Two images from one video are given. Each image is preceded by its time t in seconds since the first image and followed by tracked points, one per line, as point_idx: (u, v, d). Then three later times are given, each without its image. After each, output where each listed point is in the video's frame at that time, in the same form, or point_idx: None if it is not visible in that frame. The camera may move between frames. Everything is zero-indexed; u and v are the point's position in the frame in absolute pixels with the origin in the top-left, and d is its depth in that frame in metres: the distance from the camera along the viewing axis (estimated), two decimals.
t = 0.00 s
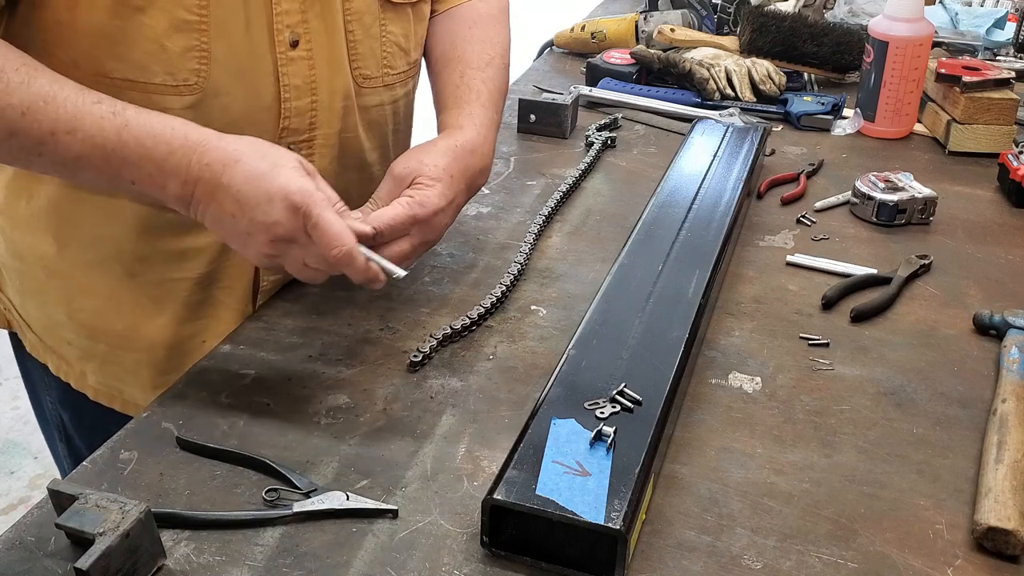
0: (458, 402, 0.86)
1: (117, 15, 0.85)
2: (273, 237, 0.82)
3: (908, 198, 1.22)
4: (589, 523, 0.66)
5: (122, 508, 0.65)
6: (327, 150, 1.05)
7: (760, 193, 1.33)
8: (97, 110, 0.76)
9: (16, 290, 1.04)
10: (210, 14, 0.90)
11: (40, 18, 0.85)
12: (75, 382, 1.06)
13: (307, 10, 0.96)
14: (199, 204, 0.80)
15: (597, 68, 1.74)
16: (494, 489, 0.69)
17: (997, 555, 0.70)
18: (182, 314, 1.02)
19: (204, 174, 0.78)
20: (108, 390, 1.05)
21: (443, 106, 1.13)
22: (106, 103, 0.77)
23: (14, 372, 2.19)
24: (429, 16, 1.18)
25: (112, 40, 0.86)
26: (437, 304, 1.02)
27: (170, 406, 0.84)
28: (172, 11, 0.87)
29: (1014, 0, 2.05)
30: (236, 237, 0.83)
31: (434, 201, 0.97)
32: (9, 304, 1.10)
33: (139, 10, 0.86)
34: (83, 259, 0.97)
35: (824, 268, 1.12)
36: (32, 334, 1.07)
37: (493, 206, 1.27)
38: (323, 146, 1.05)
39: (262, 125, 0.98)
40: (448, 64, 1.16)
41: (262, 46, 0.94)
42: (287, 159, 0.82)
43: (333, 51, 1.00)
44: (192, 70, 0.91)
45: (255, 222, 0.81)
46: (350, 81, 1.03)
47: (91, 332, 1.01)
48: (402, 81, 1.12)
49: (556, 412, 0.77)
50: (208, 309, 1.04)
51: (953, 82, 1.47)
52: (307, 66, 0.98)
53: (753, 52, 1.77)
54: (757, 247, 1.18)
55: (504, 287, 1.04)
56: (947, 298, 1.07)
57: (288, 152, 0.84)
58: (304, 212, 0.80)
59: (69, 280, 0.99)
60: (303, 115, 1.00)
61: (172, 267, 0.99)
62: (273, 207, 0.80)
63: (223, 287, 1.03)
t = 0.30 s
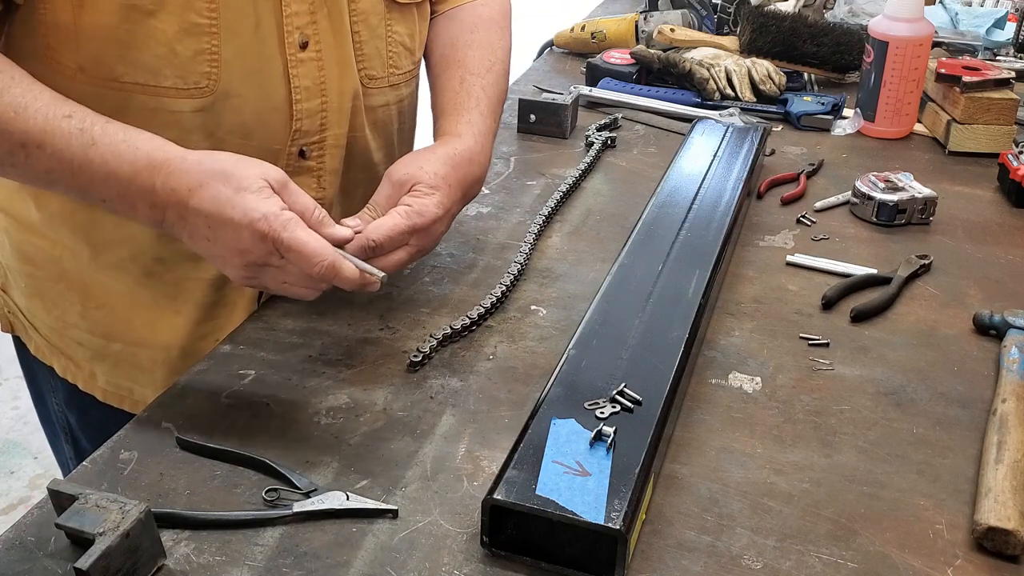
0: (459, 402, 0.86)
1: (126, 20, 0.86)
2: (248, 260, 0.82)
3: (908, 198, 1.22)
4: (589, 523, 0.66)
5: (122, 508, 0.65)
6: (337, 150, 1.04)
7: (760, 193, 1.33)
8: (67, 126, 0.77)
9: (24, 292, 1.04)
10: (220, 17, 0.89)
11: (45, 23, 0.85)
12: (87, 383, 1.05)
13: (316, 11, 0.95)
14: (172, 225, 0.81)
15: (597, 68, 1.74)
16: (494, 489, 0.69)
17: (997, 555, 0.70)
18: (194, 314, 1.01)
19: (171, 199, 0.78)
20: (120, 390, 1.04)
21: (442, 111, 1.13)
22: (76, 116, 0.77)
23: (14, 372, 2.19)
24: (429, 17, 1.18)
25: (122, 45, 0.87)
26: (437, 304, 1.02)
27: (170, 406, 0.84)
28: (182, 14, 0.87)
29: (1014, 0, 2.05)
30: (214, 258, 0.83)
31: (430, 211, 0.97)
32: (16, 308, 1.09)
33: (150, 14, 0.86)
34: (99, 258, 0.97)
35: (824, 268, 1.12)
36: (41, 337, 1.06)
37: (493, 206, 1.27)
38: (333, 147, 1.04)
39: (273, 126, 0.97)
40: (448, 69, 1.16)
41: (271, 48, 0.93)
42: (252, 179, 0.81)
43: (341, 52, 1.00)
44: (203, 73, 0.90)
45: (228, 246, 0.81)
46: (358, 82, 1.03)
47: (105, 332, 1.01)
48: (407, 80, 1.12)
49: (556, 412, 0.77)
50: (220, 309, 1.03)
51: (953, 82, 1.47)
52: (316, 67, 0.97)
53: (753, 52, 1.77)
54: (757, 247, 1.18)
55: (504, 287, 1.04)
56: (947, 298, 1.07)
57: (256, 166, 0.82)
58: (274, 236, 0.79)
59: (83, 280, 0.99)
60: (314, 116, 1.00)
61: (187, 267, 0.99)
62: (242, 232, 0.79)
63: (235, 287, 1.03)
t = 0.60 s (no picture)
0: (458, 402, 0.86)
1: (128, 22, 0.85)
2: (275, 256, 0.81)
3: (908, 198, 1.22)
4: (589, 523, 0.66)
5: (122, 508, 0.65)
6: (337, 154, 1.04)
7: (760, 193, 1.33)
8: (91, 125, 0.76)
9: (24, 292, 1.04)
10: (221, 20, 0.89)
11: (46, 24, 0.85)
12: (85, 383, 1.06)
13: (317, 15, 0.96)
14: (194, 225, 0.80)
15: (597, 68, 1.74)
16: (494, 489, 0.69)
17: (997, 555, 0.70)
18: (193, 315, 1.01)
19: (199, 196, 0.78)
20: (119, 391, 1.04)
21: (434, 115, 1.13)
22: (99, 117, 0.77)
23: (15, 372, 2.19)
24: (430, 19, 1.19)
25: (123, 46, 0.86)
26: (436, 304, 1.02)
27: (170, 406, 0.84)
28: (184, 17, 0.87)
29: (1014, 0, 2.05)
30: (238, 259, 0.83)
31: (425, 215, 0.97)
32: (16, 306, 1.09)
33: (151, 16, 0.86)
34: (98, 259, 0.97)
35: (824, 268, 1.12)
36: (40, 336, 1.06)
37: (493, 206, 1.27)
38: (333, 150, 1.04)
39: (273, 130, 0.97)
40: (442, 72, 1.16)
41: (272, 51, 0.93)
42: (284, 177, 0.82)
43: (342, 56, 1.00)
44: (204, 76, 0.90)
45: (255, 244, 0.81)
46: (358, 85, 1.03)
47: (103, 333, 1.01)
48: (408, 83, 1.12)
49: (556, 412, 0.77)
50: (219, 310, 1.03)
51: (953, 82, 1.47)
52: (317, 71, 0.98)
53: (753, 52, 1.77)
54: (757, 247, 1.18)
55: (504, 287, 1.04)
56: (947, 298, 1.07)
57: (284, 169, 0.84)
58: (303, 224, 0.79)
59: (82, 281, 0.99)
60: (314, 120, 1.00)
61: (185, 269, 0.99)
62: (272, 225, 0.79)
63: (234, 289, 1.03)
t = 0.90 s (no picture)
0: (458, 402, 0.86)
1: (132, 24, 0.85)
2: (278, 278, 0.81)
3: (908, 198, 1.22)
4: (589, 523, 0.66)
5: (122, 508, 0.65)
6: (340, 157, 1.04)
7: (760, 193, 1.33)
8: (95, 140, 0.76)
9: (26, 293, 1.03)
10: (225, 23, 0.89)
11: (51, 25, 0.85)
12: (89, 383, 1.05)
13: (321, 18, 0.96)
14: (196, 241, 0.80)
15: (597, 68, 1.74)
16: (494, 489, 0.69)
17: (997, 555, 0.70)
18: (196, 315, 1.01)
19: (199, 215, 0.78)
20: (123, 390, 1.04)
21: (427, 119, 1.12)
22: (104, 132, 0.76)
23: (15, 372, 2.19)
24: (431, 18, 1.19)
25: (127, 49, 0.86)
26: (437, 304, 1.02)
27: (170, 406, 0.84)
28: (188, 20, 0.87)
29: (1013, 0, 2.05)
30: (241, 277, 0.82)
31: (421, 224, 0.97)
32: (17, 308, 1.09)
33: (156, 19, 0.86)
34: (101, 259, 0.97)
35: (824, 268, 1.12)
36: (43, 337, 1.06)
37: (493, 206, 1.27)
38: (335, 153, 1.04)
39: (275, 133, 0.97)
40: (437, 75, 1.15)
41: (276, 54, 0.93)
42: (281, 196, 0.81)
43: (345, 59, 1.00)
44: (208, 79, 0.90)
45: (258, 265, 0.81)
46: (362, 88, 1.03)
47: (107, 333, 1.01)
48: (410, 87, 1.12)
49: (556, 412, 0.77)
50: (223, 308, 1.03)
51: (953, 82, 1.47)
52: (320, 74, 0.97)
53: (753, 52, 1.77)
54: (757, 247, 1.18)
55: (504, 287, 1.04)
56: (947, 298, 1.07)
57: (282, 185, 0.83)
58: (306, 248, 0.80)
59: (85, 281, 0.98)
60: (317, 123, 1.00)
61: (190, 268, 0.99)
62: (274, 249, 0.79)
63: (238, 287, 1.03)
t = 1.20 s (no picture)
0: (458, 402, 0.86)
1: (134, 28, 0.85)
2: (259, 295, 0.80)
3: (909, 198, 1.22)
4: (589, 523, 0.66)
5: (122, 508, 0.65)
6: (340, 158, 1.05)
7: (760, 193, 1.33)
8: (102, 157, 0.77)
9: (26, 294, 1.03)
10: (227, 26, 0.89)
11: (52, 29, 0.84)
12: (90, 383, 1.05)
13: (322, 21, 0.95)
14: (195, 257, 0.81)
15: (597, 68, 1.74)
16: (494, 489, 0.69)
17: (997, 555, 0.70)
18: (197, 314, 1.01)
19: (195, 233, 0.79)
20: (124, 390, 1.04)
21: (411, 106, 1.11)
22: (111, 149, 0.78)
23: (15, 372, 2.19)
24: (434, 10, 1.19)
25: (129, 52, 0.86)
26: (436, 304, 1.02)
27: (170, 406, 0.84)
28: (190, 23, 0.87)
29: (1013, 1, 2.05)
30: (228, 292, 0.82)
31: (406, 209, 0.98)
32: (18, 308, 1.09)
33: (158, 23, 0.85)
34: (102, 259, 0.97)
35: (824, 268, 1.12)
36: (43, 337, 1.06)
37: (493, 206, 1.27)
38: (335, 156, 1.05)
39: (276, 136, 0.97)
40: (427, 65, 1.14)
41: (277, 58, 0.93)
42: (272, 216, 0.81)
43: (346, 63, 1.00)
44: (209, 82, 0.90)
45: (241, 282, 0.80)
46: (362, 91, 1.03)
47: (108, 333, 1.01)
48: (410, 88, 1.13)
49: (555, 412, 0.77)
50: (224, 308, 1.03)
51: (953, 82, 1.47)
52: (321, 77, 0.97)
53: (753, 52, 1.77)
54: (757, 247, 1.18)
55: (504, 287, 1.04)
56: (947, 298, 1.07)
57: (278, 207, 0.83)
58: (285, 270, 0.78)
59: (86, 282, 0.98)
60: (317, 125, 1.00)
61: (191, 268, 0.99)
62: (256, 268, 0.78)
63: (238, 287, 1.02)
